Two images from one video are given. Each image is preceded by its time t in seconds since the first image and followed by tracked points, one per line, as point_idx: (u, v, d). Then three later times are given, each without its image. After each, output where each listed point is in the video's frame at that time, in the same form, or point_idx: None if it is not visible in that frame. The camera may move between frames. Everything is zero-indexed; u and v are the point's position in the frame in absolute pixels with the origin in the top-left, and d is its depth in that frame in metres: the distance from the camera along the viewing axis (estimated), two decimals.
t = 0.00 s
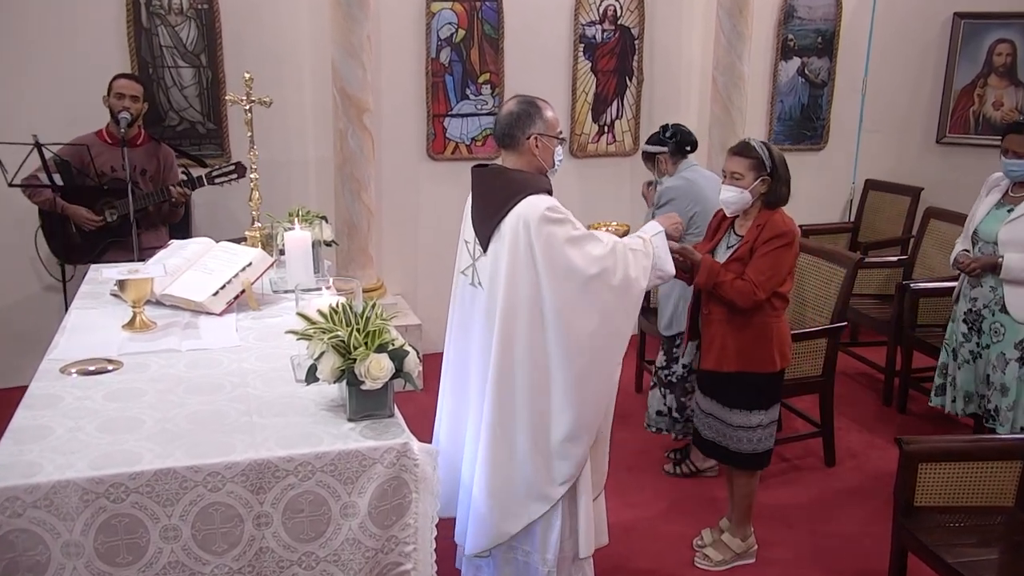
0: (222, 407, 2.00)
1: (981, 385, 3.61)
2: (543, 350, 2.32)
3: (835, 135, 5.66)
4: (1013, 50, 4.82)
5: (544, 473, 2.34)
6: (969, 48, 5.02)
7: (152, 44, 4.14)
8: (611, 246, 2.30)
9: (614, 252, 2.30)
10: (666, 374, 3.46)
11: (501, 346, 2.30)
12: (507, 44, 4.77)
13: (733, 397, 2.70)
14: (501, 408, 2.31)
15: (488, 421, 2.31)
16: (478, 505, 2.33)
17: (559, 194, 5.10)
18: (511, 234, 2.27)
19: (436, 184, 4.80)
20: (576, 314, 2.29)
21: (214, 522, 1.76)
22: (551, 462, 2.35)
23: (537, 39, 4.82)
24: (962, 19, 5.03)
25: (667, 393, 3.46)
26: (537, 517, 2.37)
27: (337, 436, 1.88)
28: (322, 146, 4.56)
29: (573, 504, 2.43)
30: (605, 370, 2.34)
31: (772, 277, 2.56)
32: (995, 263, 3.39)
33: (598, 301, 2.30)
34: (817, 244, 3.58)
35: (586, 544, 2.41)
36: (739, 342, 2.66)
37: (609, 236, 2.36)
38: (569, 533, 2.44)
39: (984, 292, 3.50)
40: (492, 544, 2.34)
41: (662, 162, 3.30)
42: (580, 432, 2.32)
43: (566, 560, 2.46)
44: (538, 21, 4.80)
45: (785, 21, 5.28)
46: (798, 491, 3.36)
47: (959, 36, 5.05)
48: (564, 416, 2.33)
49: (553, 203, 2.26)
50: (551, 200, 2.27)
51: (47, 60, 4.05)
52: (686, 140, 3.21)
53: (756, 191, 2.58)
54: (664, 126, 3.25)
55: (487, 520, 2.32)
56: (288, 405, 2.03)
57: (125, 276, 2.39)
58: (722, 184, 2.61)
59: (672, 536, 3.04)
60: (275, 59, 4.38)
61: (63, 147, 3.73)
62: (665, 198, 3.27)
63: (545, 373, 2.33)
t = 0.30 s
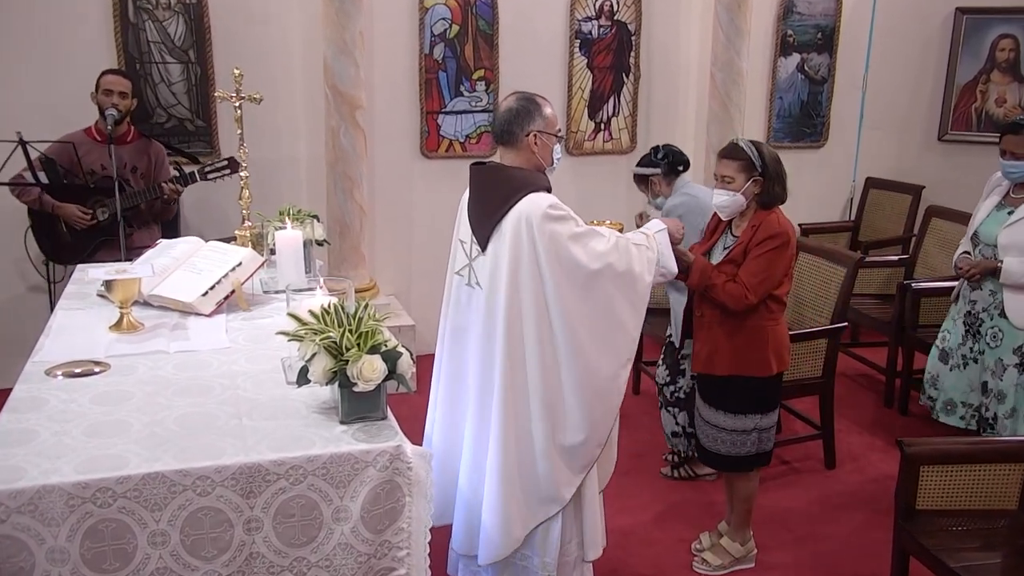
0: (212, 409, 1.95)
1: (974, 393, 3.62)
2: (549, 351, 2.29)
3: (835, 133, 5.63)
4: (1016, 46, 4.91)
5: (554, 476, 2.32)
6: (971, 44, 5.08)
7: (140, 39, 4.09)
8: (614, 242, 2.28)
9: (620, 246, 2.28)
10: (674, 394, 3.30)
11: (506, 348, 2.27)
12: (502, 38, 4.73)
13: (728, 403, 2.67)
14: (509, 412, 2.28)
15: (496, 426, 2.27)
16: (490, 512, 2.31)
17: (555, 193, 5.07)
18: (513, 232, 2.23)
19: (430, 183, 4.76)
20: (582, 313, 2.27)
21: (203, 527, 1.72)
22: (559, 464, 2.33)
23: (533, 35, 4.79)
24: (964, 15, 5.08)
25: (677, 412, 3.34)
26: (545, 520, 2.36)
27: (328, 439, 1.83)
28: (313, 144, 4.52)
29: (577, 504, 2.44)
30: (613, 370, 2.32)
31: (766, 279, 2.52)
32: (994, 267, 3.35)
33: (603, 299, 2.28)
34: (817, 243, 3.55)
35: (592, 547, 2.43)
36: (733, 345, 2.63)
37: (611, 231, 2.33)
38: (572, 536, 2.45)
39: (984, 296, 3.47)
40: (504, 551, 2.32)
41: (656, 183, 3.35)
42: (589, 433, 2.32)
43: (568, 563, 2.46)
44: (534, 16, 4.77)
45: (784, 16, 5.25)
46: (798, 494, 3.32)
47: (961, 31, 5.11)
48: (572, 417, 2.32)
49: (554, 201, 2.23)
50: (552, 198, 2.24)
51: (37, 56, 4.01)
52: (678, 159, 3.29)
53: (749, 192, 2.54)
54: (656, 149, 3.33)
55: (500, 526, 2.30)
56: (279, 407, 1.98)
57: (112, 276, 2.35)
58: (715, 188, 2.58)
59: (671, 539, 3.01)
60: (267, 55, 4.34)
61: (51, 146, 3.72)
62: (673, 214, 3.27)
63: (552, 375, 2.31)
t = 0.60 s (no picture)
0: (201, 412, 1.91)
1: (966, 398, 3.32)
2: (544, 352, 2.26)
3: (834, 130, 5.60)
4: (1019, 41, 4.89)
5: (550, 479, 2.29)
6: (973, 41, 5.06)
7: (126, 34, 4.04)
8: (611, 243, 2.24)
9: (616, 248, 2.24)
10: (666, 401, 3.33)
11: (502, 350, 2.23)
12: (495, 33, 4.69)
13: (726, 406, 2.64)
14: (506, 415, 2.25)
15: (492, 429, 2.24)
16: (487, 516, 2.27)
17: (551, 191, 5.04)
18: (510, 233, 2.20)
19: (423, 181, 4.72)
20: (578, 314, 2.24)
21: (192, 532, 1.68)
22: (555, 466, 2.30)
23: (528, 31, 4.75)
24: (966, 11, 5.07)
25: (666, 419, 3.37)
26: (539, 523, 2.33)
27: (320, 442, 1.79)
28: (305, 142, 4.48)
29: (572, 507, 2.40)
30: (610, 372, 2.29)
31: (761, 280, 2.48)
32: (988, 270, 3.19)
33: (599, 300, 2.24)
34: (816, 241, 3.52)
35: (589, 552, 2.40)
36: (728, 346, 2.59)
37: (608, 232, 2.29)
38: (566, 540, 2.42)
39: (976, 298, 3.27)
40: (500, 555, 2.27)
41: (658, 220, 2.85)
42: (584, 435, 2.29)
43: (563, 568, 2.43)
44: (530, 11, 4.73)
45: (783, 12, 5.22)
46: (798, 496, 3.29)
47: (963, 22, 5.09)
48: (568, 419, 2.29)
49: (551, 200, 2.19)
50: (549, 197, 2.20)
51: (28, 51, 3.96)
52: (681, 192, 2.84)
53: (744, 192, 2.51)
54: (657, 181, 2.85)
55: (497, 531, 2.26)
56: (269, 410, 1.94)
57: (98, 276, 2.30)
58: (712, 189, 2.55)
59: (670, 543, 2.97)
60: (260, 51, 4.30)
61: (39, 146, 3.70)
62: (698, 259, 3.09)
63: (546, 377, 2.27)
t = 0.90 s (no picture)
0: (190, 415, 1.87)
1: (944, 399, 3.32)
2: (535, 355, 2.23)
3: (834, 127, 5.57)
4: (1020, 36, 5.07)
5: (539, 484, 2.26)
6: (976, 35, 5.17)
7: (112, 29, 4.00)
8: (598, 254, 2.21)
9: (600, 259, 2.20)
10: (663, 400, 3.32)
11: (492, 354, 2.20)
12: (490, 29, 4.65)
13: (722, 406, 2.62)
14: (494, 420, 2.22)
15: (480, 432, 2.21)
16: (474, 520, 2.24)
17: (545, 190, 5.01)
18: (500, 233, 2.17)
19: (416, 179, 4.68)
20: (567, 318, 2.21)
21: (180, 537, 1.64)
22: (545, 471, 2.27)
23: (523, 26, 4.71)
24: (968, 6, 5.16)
25: (658, 417, 3.38)
26: (528, 529, 2.30)
27: (311, 445, 1.75)
28: (296, 140, 4.43)
29: (562, 512, 2.36)
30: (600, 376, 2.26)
31: (756, 280, 2.45)
32: (964, 270, 3.14)
33: (588, 305, 2.21)
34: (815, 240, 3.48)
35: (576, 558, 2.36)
36: (725, 349, 2.57)
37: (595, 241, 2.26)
38: (557, 545, 2.38)
39: (954, 299, 3.23)
40: (487, 559, 2.24)
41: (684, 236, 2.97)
42: (573, 441, 2.26)
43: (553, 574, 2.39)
44: (525, 7, 4.69)
45: (781, 8, 5.19)
46: (798, 500, 3.26)
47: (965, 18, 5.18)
48: (559, 424, 2.25)
49: (544, 200, 2.16)
50: (541, 196, 2.17)
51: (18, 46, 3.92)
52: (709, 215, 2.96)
53: (732, 191, 2.52)
54: (687, 198, 2.96)
55: (484, 536, 2.23)
56: (259, 413, 1.90)
57: (83, 276, 2.26)
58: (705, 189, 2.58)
59: (668, 547, 2.94)
60: (253, 47, 4.27)
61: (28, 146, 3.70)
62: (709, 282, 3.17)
63: (536, 381, 2.24)
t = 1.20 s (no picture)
0: (178, 418, 1.83)
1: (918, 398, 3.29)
2: (523, 356, 2.19)
3: (834, 123, 5.54)
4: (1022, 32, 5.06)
5: (528, 487, 2.22)
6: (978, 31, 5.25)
7: (98, 23, 3.95)
8: (585, 250, 2.17)
9: (587, 254, 2.17)
10: (684, 396, 3.21)
11: (479, 354, 2.17)
12: (484, 24, 4.61)
13: (721, 406, 2.61)
14: (482, 421, 2.19)
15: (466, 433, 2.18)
16: (460, 522, 2.21)
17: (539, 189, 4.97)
18: (487, 233, 2.13)
19: (408, 176, 4.64)
20: (555, 319, 2.17)
21: (168, 543, 1.60)
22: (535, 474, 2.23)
23: (517, 22, 4.67)
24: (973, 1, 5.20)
25: (680, 414, 3.23)
26: (519, 533, 2.26)
27: (303, 448, 1.71)
28: (286, 138, 4.39)
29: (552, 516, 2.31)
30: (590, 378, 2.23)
31: (731, 280, 2.42)
32: (940, 266, 3.11)
33: (576, 305, 2.16)
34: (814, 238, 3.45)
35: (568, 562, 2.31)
36: (714, 352, 2.56)
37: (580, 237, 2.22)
38: (550, 551, 2.33)
39: (930, 296, 3.20)
40: (474, 561, 2.22)
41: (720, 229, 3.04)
42: (562, 443, 2.22)
43: None
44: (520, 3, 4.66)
45: (780, 3, 5.16)
46: (797, 503, 3.23)
47: (967, 16, 5.30)
48: (548, 426, 2.21)
49: (530, 198, 2.13)
50: (528, 195, 2.14)
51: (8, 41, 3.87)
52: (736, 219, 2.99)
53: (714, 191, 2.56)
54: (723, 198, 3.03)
55: (471, 538, 2.20)
56: (250, 416, 1.86)
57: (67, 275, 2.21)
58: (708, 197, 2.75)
59: (666, 551, 2.91)
60: (245, 42, 4.23)
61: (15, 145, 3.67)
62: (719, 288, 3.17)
63: (524, 382, 2.20)
